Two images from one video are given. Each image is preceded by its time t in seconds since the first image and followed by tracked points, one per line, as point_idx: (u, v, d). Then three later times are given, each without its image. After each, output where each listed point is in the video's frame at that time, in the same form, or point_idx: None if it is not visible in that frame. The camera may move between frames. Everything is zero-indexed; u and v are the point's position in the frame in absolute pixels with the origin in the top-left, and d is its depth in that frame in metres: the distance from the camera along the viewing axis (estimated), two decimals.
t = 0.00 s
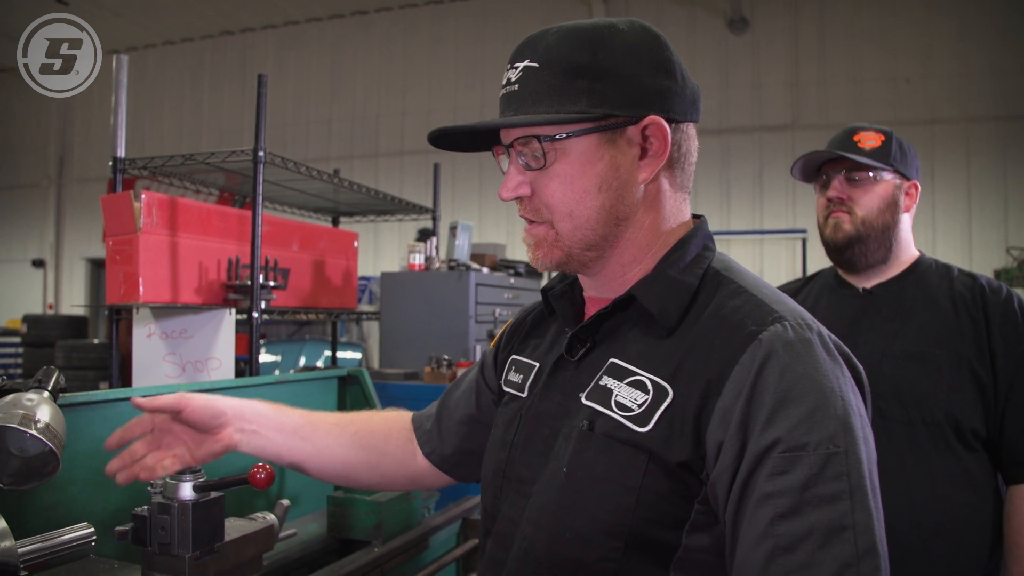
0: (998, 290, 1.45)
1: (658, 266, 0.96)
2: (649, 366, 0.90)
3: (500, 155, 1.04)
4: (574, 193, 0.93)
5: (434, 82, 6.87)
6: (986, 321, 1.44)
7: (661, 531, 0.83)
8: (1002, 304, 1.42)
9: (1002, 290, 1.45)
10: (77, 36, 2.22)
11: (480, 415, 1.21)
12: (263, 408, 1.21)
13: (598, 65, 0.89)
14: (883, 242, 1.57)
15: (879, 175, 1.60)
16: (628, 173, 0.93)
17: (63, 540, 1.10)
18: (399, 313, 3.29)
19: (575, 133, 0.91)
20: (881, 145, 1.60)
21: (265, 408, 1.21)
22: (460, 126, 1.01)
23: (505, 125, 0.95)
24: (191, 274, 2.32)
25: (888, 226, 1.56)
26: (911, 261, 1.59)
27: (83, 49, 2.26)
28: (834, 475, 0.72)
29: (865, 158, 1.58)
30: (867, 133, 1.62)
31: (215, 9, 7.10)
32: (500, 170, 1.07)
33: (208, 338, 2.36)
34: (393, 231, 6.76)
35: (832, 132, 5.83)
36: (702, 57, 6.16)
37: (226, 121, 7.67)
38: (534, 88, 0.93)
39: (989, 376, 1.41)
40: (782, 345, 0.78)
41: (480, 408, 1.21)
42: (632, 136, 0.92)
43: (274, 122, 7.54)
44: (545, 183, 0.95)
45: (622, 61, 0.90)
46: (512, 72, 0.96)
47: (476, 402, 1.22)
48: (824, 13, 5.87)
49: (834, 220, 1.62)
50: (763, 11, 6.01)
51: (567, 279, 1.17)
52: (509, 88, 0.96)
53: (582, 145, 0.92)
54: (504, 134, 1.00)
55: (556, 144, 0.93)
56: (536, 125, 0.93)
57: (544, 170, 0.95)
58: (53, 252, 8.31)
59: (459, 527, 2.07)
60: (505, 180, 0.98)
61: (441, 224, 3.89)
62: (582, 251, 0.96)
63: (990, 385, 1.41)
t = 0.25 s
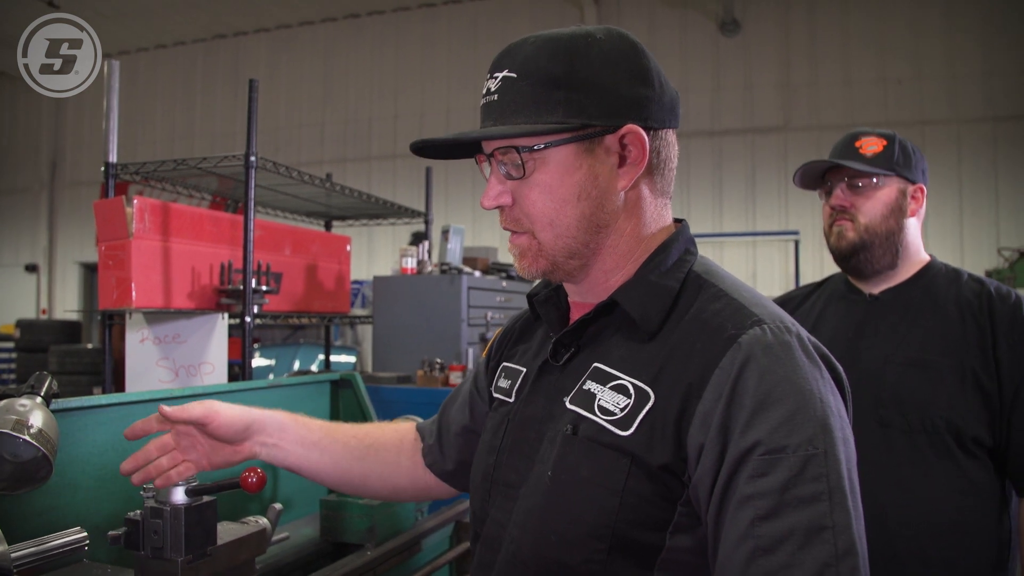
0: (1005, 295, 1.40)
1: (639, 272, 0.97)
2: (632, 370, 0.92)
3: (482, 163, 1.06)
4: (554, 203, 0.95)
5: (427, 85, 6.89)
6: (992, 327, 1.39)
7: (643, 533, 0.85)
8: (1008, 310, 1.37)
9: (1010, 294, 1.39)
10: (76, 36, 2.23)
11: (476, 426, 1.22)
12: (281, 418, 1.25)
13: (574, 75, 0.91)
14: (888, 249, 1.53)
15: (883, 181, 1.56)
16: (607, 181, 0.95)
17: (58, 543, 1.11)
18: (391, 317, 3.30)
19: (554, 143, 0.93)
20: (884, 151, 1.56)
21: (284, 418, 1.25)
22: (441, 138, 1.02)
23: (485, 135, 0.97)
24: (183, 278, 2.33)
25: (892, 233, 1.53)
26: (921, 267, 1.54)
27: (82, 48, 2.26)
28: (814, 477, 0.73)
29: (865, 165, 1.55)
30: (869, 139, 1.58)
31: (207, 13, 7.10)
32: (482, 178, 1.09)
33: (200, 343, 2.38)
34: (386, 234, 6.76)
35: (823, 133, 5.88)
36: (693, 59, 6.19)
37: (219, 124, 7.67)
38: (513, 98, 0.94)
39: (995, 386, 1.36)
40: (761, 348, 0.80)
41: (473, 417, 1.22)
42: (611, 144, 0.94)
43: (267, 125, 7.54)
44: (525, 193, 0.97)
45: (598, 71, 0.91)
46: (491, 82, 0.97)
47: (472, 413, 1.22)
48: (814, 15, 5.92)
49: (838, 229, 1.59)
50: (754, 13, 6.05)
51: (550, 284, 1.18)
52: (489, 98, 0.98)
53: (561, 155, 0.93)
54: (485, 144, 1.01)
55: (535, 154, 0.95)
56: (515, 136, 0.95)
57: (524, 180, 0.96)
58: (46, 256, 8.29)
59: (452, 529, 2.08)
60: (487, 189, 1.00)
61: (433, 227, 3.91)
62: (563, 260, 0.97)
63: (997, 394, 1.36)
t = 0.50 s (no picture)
0: (997, 301, 1.41)
1: (620, 278, 1.00)
2: (613, 375, 0.95)
3: (465, 172, 1.08)
4: (534, 212, 0.98)
5: (423, 89, 6.92)
6: (982, 333, 1.40)
7: (624, 536, 0.87)
8: (1000, 314, 1.39)
9: (1003, 300, 1.41)
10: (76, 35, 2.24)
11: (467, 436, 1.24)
12: (292, 436, 1.27)
13: (553, 86, 0.93)
14: (882, 255, 1.55)
15: (876, 188, 1.59)
16: (586, 190, 0.97)
17: (51, 544, 1.12)
18: (385, 321, 3.32)
19: (534, 153, 0.95)
20: (877, 158, 1.58)
21: (295, 437, 1.28)
22: (423, 150, 1.04)
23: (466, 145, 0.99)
24: (176, 283, 2.34)
25: (885, 240, 1.55)
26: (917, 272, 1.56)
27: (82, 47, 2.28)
28: (791, 479, 0.75)
29: (858, 172, 1.58)
30: (862, 146, 1.61)
31: (204, 17, 7.12)
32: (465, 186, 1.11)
33: (192, 348, 2.42)
34: (381, 238, 6.78)
35: (815, 138, 5.92)
36: (687, 64, 6.24)
37: (215, 128, 7.68)
38: (494, 108, 0.96)
39: (984, 392, 1.37)
40: (739, 353, 0.82)
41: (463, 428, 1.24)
42: (590, 153, 0.96)
43: (263, 130, 7.55)
44: (506, 203, 0.99)
45: (576, 81, 0.93)
46: (472, 93, 0.99)
47: (463, 423, 1.24)
48: (807, 22, 5.97)
49: (832, 235, 1.63)
50: (747, 18, 6.10)
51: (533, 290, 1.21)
52: (469, 109, 1.00)
53: (541, 164, 0.96)
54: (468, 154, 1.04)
55: (516, 165, 0.97)
56: (495, 146, 0.97)
57: (505, 190, 0.99)
58: (40, 260, 8.28)
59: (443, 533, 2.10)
60: (469, 199, 1.02)
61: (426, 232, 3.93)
62: (545, 267, 1.00)
63: (986, 400, 1.37)
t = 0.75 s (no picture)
0: (980, 293, 1.44)
1: (598, 272, 1.03)
2: (591, 367, 0.98)
3: (448, 164, 1.09)
4: (516, 212, 1.00)
5: (415, 86, 6.91)
6: (965, 324, 1.42)
7: (604, 525, 0.90)
8: (983, 306, 1.41)
9: (985, 292, 1.43)
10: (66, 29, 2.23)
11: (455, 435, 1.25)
12: (329, 398, 1.27)
13: (538, 89, 0.95)
14: (866, 250, 1.58)
15: (859, 185, 1.62)
16: (569, 191, 1.00)
17: (44, 538, 1.13)
18: (377, 317, 3.33)
19: (518, 156, 0.97)
20: (859, 155, 1.61)
21: (332, 399, 1.27)
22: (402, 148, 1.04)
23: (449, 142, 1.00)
24: (168, 279, 2.35)
25: (869, 235, 1.58)
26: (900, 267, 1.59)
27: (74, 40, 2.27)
28: (767, 466, 0.77)
29: (840, 169, 1.61)
30: (845, 143, 1.64)
31: (195, 13, 7.08)
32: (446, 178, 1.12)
33: (184, 344, 2.43)
34: (374, 235, 6.79)
35: (806, 134, 5.96)
36: (678, 60, 6.26)
37: (206, 124, 7.65)
38: (478, 107, 0.98)
39: (965, 383, 1.39)
40: (714, 344, 0.85)
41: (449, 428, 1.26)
42: (573, 155, 0.99)
43: (254, 126, 7.53)
44: (489, 201, 1.01)
45: (563, 84, 0.95)
46: (456, 89, 1.01)
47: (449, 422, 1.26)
48: (798, 18, 5.99)
49: (817, 232, 1.65)
50: (737, 14, 6.12)
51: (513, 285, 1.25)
52: (453, 105, 1.01)
53: (525, 166, 0.98)
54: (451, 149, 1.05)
55: (500, 165, 0.98)
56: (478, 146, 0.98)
57: (489, 188, 1.00)
58: (31, 257, 8.23)
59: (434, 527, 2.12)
60: (452, 194, 1.04)
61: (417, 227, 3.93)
62: (523, 263, 1.03)
63: (969, 391, 1.39)
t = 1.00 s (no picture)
0: (975, 295, 1.45)
1: (600, 274, 1.03)
2: (592, 368, 0.98)
3: (452, 165, 1.10)
4: (519, 214, 1.00)
5: (415, 87, 6.92)
6: (962, 325, 1.43)
7: (605, 525, 0.90)
8: (978, 307, 1.42)
9: (981, 294, 1.44)
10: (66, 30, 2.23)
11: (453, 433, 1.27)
12: (307, 396, 1.29)
13: (541, 91, 0.95)
14: (863, 253, 1.58)
15: (855, 188, 1.62)
16: (572, 194, 1.00)
17: (50, 538, 1.13)
18: (377, 318, 3.33)
19: (521, 158, 0.98)
20: (854, 159, 1.62)
21: (312, 399, 1.29)
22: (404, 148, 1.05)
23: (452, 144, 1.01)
24: (170, 280, 2.35)
25: (865, 238, 1.58)
26: (892, 272, 1.60)
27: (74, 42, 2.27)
28: (767, 468, 0.78)
29: (837, 173, 1.62)
30: (840, 147, 1.64)
31: (194, 14, 7.08)
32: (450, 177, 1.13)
33: (186, 345, 2.45)
34: (373, 236, 6.79)
35: (805, 135, 5.97)
36: (678, 60, 6.27)
37: (205, 125, 7.66)
38: (481, 109, 0.99)
39: (964, 382, 1.40)
40: (715, 345, 0.85)
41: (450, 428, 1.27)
42: (576, 158, 0.99)
43: (254, 127, 7.54)
44: (491, 202, 1.01)
45: (566, 88, 0.95)
46: (461, 90, 1.02)
47: (449, 420, 1.28)
48: (797, 19, 6.01)
49: (814, 235, 1.66)
50: (737, 15, 6.13)
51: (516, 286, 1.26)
52: (457, 106, 1.02)
53: (527, 169, 0.98)
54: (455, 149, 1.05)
55: (503, 167, 0.99)
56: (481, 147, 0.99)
57: (492, 189, 1.01)
58: (31, 258, 8.23)
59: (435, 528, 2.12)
60: (455, 194, 1.04)
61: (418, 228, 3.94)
62: (525, 265, 1.04)
63: (966, 391, 1.40)
